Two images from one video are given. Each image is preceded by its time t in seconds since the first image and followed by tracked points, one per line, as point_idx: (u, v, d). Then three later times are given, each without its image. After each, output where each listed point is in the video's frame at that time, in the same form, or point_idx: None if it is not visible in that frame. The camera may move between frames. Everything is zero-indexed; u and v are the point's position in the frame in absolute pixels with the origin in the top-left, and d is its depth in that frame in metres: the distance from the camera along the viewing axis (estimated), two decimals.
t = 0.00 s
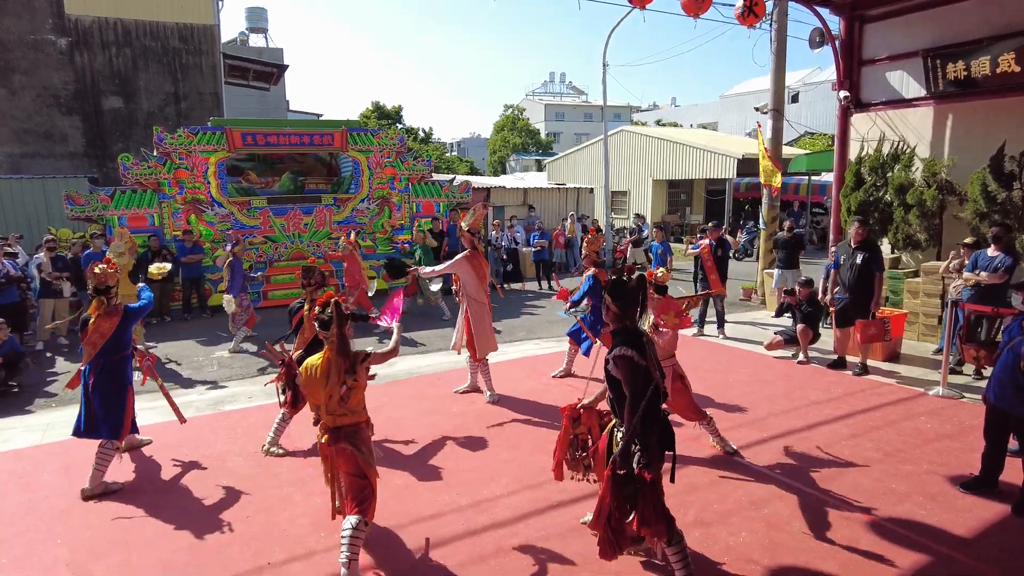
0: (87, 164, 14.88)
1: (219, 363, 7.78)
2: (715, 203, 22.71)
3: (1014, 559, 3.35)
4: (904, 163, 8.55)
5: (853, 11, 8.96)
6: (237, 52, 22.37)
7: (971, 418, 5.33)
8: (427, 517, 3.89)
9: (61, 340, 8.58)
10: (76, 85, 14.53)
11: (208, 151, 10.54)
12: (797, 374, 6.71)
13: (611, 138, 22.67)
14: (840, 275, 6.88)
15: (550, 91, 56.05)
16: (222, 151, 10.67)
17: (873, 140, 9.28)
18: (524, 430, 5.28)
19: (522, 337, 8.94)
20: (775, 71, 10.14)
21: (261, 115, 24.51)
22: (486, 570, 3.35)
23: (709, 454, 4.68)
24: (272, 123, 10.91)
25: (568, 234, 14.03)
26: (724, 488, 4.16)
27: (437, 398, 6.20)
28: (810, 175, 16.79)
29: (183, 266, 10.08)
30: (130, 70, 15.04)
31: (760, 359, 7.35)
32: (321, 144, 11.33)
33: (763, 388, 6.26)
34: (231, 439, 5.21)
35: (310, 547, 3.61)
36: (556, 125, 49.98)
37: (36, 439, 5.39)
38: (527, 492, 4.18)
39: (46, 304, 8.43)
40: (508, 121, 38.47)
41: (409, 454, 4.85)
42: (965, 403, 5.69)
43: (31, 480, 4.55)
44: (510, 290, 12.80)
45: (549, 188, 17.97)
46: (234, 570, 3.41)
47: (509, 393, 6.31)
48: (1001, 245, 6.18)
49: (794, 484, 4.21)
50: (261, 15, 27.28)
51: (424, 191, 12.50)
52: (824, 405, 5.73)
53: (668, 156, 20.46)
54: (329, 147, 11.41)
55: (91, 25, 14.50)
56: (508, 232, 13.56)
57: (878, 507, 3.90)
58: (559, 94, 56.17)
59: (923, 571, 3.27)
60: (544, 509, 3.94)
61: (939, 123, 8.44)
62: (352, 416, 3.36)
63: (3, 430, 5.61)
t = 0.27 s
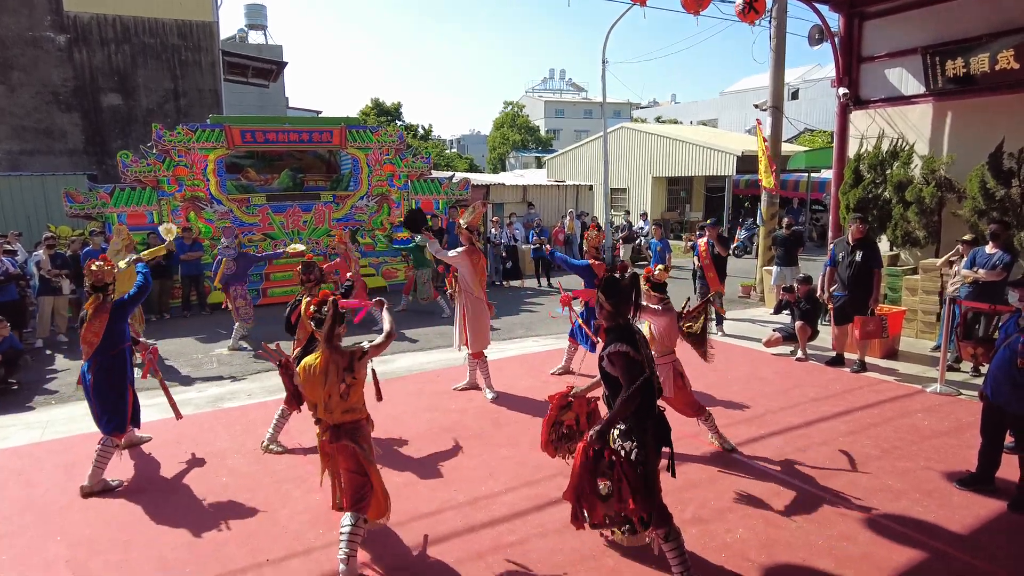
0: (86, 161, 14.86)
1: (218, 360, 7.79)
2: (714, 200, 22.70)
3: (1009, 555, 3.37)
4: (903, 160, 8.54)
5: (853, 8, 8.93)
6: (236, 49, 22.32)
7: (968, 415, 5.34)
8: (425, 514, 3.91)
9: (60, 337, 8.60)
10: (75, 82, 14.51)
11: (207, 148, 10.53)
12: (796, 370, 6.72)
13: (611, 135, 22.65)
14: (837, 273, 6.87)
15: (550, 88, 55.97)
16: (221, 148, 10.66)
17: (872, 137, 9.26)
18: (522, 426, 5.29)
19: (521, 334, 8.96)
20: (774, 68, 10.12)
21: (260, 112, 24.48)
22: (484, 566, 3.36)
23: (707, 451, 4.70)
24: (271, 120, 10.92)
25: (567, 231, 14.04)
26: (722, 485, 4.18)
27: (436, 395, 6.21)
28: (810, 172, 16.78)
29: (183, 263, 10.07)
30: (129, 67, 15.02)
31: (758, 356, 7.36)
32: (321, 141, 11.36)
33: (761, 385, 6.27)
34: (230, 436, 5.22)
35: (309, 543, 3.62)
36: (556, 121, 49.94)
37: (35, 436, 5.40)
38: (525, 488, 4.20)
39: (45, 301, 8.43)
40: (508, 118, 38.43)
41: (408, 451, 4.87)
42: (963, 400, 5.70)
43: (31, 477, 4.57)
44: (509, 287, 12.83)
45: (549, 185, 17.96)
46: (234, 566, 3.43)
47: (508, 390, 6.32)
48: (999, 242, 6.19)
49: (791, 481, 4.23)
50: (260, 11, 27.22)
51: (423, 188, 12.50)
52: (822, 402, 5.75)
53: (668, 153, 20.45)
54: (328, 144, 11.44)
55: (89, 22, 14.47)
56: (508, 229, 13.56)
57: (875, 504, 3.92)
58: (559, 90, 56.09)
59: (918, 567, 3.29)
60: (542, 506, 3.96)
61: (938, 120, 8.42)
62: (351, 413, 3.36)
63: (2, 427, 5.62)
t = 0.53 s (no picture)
0: (86, 159, 14.85)
1: (218, 358, 7.80)
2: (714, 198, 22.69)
3: (1007, 552, 3.38)
4: (902, 158, 8.53)
5: (853, 6, 8.94)
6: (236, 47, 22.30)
7: (966, 413, 5.35)
8: (425, 511, 3.92)
9: (60, 336, 8.61)
10: (74, 79, 14.50)
11: (206, 146, 10.53)
12: (795, 368, 6.73)
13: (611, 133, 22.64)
14: (835, 271, 6.85)
15: (550, 86, 55.94)
16: (221, 146, 10.66)
17: (871, 135, 9.26)
18: (522, 424, 5.30)
19: (521, 332, 8.96)
20: (774, 66, 10.12)
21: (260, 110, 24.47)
22: (483, 564, 3.37)
23: (705, 449, 4.71)
24: (270, 117, 10.89)
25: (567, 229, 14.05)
26: (721, 483, 4.19)
27: (435, 393, 6.22)
28: (810, 170, 16.78)
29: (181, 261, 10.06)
30: (129, 64, 15.00)
31: (758, 354, 7.38)
32: (320, 139, 11.36)
33: (760, 383, 6.28)
34: (230, 434, 5.23)
35: (309, 541, 3.63)
36: (556, 119, 49.91)
37: (35, 434, 5.41)
38: (524, 486, 4.21)
39: (45, 300, 8.43)
40: (508, 116, 38.41)
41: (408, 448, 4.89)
42: (961, 398, 5.72)
43: (31, 476, 4.58)
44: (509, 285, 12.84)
45: (548, 183, 17.96)
46: (234, 564, 3.44)
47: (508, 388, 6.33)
48: (998, 240, 6.21)
49: (789, 478, 4.25)
50: (260, 9, 27.19)
51: (423, 186, 12.50)
52: (821, 400, 5.76)
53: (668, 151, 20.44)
54: (328, 142, 11.43)
55: (88, 20, 14.45)
56: (507, 227, 13.56)
57: (873, 501, 3.92)
58: (559, 88, 56.05)
59: (916, 564, 3.30)
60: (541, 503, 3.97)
61: (938, 118, 8.41)
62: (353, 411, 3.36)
63: (2, 426, 5.63)
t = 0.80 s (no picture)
0: (85, 157, 14.84)
1: (218, 356, 7.80)
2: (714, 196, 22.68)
3: (1006, 549, 3.39)
4: (902, 156, 8.53)
5: (853, 4, 8.95)
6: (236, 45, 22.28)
7: (966, 410, 5.36)
8: (425, 509, 3.92)
9: (60, 333, 8.61)
10: (73, 77, 14.48)
11: (206, 144, 10.52)
12: (794, 366, 6.74)
13: (611, 131, 22.62)
14: (835, 269, 6.85)
15: (550, 84, 55.89)
16: (220, 144, 10.65)
17: (871, 133, 9.26)
18: (521, 422, 5.30)
19: (521, 330, 8.96)
20: (773, 64, 10.11)
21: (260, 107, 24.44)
22: (483, 561, 3.38)
23: (705, 447, 4.71)
24: (269, 115, 10.87)
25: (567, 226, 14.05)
26: (720, 480, 4.19)
27: (435, 391, 6.22)
28: (810, 168, 16.77)
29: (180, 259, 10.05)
30: (128, 62, 14.98)
31: (757, 352, 7.38)
32: (320, 137, 11.34)
33: (760, 381, 6.28)
34: (230, 432, 5.24)
35: (309, 538, 3.64)
36: (556, 117, 49.85)
37: (35, 431, 5.42)
38: (524, 483, 4.21)
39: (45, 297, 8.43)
40: (508, 114, 38.37)
41: (408, 446, 4.89)
42: (960, 396, 5.72)
43: (31, 473, 4.58)
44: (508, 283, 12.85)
45: (548, 181, 17.94)
46: (233, 561, 3.44)
47: (507, 386, 6.33)
48: (998, 238, 6.20)
49: (789, 475, 4.25)
50: (259, 6, 27.15)
51: (423, 183, 12.50)
52: (820, 398, 5.76)
53: (668, 149, 20.42)
54: (327, 140, 11.41)
55: (87, 17, 14.42)
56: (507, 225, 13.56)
57: (872, 499, 3.93)
58: (558, 86, 55.98)
59: (916, 562, 3.30)
60: (541, 501, 3.98)
61: (938, 116, 8.42)
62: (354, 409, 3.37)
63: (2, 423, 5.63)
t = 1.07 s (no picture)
0: (85, 155, 14.82)
1: (218, 354, 7.80)
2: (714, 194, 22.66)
3: (1006, 547, 3.40)
4: (902, 154, 8.53)
5: (853, 2, 8.94)
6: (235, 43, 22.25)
7: (965, 408, 5.37)
8: (425, 506, 3.93)
9: (60, 331, 8.62)
10: (73, 75, 14.46)
11: (206, 142, 10.53)
12: (794, 364, 6.74)
13: (611, 129, 22.60)
14: (835, 267, 6.86)
15: (550, 81, 55.83)
16: (220, 142, 10.65)
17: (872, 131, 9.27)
18: (521, 420, 5.31)
19: (521, 327, 8.97)
20: (773, 62, 10.10)
21: (259, 105, 24.41)
22: (483, 559, 3.39)
23: (704, 444, 4.73)
24: (270, 113, 10.87)
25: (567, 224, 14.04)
26: (720, 478, 4.20)
27: (435, 388, 6.23)
28: (810, 166, 16.76)
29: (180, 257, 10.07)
30: (127, 59, 14.96)
31: (757, 350, 7.39)
32: (320, 134, 11.32)
33: (759, 378, 6.29)
34: (230, 429, 5.24)
35: (310, 536, 3.65)
36: (556, 115, 49.81)
37: (35, 429, 5.42)
38: (524, 481, 4.22)
39: (45, 295, 8.45)
40: (508, 111, 38.33)
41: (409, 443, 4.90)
42: (960, 394, 5.73)
43: (31, 471, 4.59)
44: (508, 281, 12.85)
45: (548, 178, 17.93)
46: (234, 559, 3.45)
47: (508, 384, 6.34)
48: (998, 236, 6.20)
49: (788, 473, 4.27)
50: (259, 3, 27.11)
51: (423, 181, 12.49)
52: (820, 395, 5.77)
53: (668, 147, 20.41)
54: (327, 137, 11.39)
55: (87, 14, 14.38)
56: (507, 223, 13.56)
57: (871, 497, 3.94)
58: (558, 84, 55.92)
59: (915, 559, 3.31)
60: (541, 498, 3.99)
61: (938, 114, 8.42)
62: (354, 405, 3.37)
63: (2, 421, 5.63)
